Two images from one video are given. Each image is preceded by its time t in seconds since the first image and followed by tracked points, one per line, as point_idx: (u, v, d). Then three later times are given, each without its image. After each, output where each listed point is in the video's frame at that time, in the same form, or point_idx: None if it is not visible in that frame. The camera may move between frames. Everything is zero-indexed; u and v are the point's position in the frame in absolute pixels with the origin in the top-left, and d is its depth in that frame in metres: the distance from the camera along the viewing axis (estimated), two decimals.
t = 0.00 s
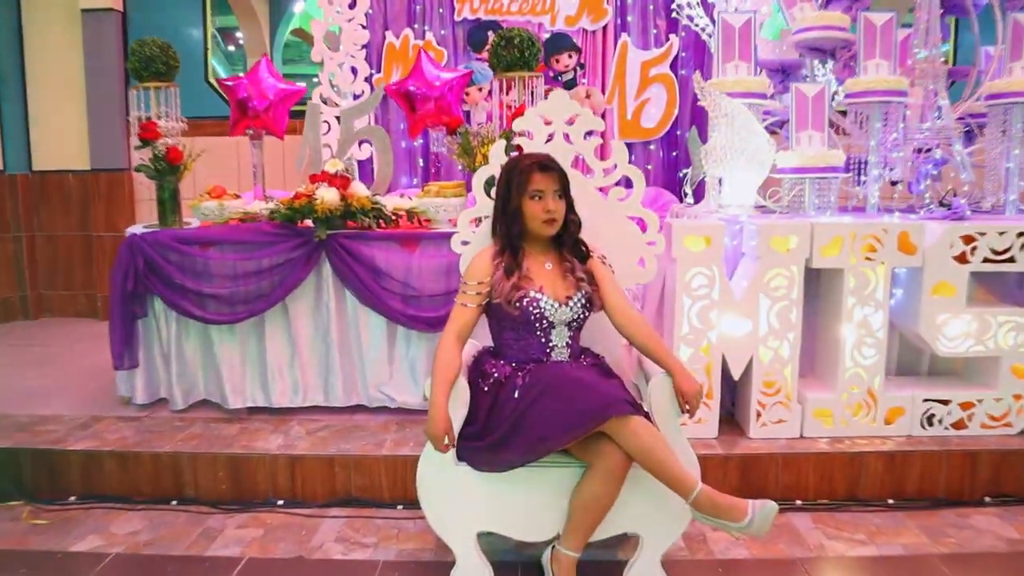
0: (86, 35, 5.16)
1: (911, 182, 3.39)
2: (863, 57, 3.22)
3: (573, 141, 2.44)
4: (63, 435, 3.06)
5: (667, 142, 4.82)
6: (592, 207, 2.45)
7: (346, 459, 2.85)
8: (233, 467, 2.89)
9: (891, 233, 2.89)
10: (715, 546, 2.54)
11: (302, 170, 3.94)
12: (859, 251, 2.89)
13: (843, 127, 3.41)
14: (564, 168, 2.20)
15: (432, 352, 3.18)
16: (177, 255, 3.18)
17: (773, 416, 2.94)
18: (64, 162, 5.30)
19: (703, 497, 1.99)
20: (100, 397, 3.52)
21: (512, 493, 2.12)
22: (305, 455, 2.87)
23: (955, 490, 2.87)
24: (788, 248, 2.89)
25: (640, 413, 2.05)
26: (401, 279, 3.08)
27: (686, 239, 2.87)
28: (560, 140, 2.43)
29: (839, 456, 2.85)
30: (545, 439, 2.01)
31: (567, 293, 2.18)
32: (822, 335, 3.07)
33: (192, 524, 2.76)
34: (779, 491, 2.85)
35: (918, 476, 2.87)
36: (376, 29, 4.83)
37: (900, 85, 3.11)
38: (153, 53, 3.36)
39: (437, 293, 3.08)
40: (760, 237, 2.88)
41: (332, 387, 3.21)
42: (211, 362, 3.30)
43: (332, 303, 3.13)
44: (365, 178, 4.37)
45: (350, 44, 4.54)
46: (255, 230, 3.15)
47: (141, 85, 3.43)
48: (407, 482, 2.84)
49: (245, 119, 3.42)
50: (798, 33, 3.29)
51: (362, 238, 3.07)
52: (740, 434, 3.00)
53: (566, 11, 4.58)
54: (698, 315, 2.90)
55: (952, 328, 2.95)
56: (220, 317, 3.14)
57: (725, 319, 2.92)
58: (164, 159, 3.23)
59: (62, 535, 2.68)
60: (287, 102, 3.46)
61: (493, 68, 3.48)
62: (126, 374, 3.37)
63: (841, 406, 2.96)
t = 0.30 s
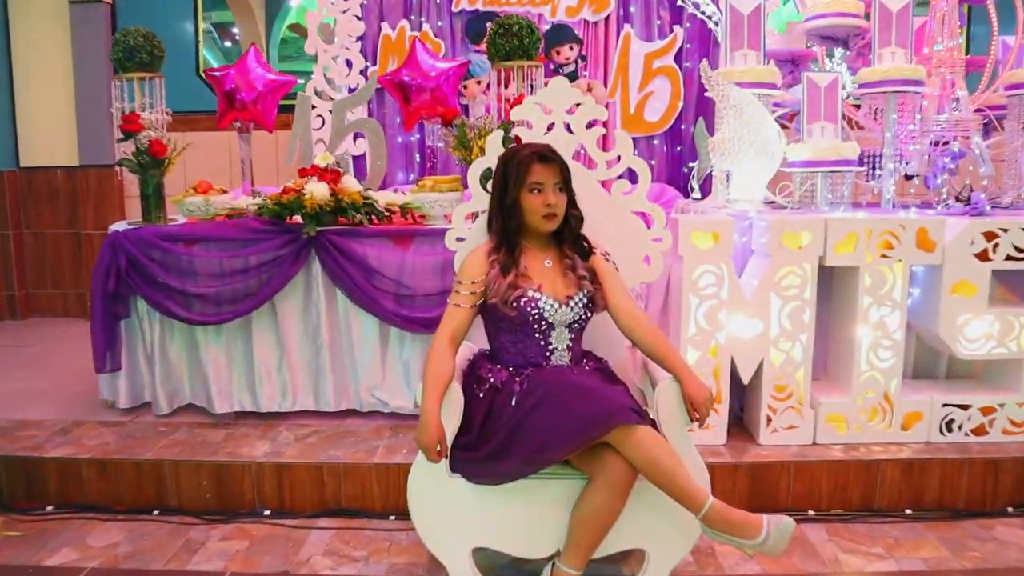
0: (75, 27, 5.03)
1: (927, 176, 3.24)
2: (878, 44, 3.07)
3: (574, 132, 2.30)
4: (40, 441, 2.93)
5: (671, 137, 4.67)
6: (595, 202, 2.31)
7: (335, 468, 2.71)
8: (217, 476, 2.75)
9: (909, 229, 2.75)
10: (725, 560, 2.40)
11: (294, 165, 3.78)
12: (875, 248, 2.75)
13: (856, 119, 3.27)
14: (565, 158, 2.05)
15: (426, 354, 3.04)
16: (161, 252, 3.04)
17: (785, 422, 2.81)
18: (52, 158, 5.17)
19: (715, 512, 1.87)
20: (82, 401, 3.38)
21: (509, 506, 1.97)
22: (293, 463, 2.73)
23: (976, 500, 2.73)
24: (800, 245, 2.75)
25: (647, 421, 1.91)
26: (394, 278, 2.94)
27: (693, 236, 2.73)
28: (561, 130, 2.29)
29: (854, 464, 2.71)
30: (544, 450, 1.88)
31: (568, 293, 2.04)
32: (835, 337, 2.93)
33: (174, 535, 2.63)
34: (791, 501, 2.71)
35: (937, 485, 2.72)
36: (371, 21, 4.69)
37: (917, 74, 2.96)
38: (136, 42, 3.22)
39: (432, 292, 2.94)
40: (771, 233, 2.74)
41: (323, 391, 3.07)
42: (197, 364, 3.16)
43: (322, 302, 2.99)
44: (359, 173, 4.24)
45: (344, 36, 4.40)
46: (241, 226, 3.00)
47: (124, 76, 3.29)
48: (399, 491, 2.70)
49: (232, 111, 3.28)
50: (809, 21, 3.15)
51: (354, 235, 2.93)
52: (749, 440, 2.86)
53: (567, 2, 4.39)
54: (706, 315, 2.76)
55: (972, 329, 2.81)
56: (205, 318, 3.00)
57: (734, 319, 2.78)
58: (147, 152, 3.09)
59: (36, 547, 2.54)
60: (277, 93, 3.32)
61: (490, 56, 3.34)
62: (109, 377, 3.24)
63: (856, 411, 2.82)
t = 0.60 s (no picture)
0: (64, 21, 4.92)
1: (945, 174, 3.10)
2: (894, 35, 2.93)
3: (576, 126, 2.16)
4: (18, 451, 2.80)
5: (675, 133, 4.53)
6: (598, 200, 2.17)
7: (325, 481, 2.58)
8: (202, 489, 2.62)
9: (928, 229, 2.61)
10: None
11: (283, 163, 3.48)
12: (893, 249, 2.61)
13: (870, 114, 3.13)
14: (567, 155, 1.91)
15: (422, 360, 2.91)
16: (144, 253, 2.90)
17: (798, 432, 2.68)
18: (39, 156, 5.05)
19: (729, 537, 1.73)
20: (65, 408, 3.25)
21: (507, 528, 1.80)
22: (281, 475, 2.60)
23: (998, 514, 2.60)
24: (814, 246, 2.61)
25: (655, 438, 1.78)
26: (388, 280, 2.81)
27: (702, 237, 2.59)
28: (563, 125, 2.15)
29: (871, 476, 2.57)
30: (546, 468, 1.75)
31: (570, 299, 1.90)
32: (849, 342, 2.80)
33: (155, 552, 2.49)
34: (805, 516, 2.58)
35: (958, 499, 2.59)
36: (366, 14, 4.53)
37: (935, 66, 2.82)
38: (119, 34, 3.10)
39: (427, 296, 2.80)
40: (783, 234, 2.60)
41: (313, 399, 2.94)
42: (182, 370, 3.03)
43: (312, 306, 2.85)
44: (354, 171, 4.10)
45: (338, 29, 4.26)
46: (227, 226, 2.87)
47: (106, 69, 3.15)
48: (394, 505, 2.57)
49: (219, 105, 3.14)
50: (824, 11, 2.99)
51: (345, 235, 2.80)
52: (760, 451, 2.73)
53: None
54: (715, 320, 2.63)
55: (994, 334, 2.67)
56: (190, 322, 2.87)
57: (745, 324, 2.64)
58: (128, 148, 2.96)
59: (10, 565, 2.41)
60: (265, 87, 3.18)
61: (488, 49, 3.21)
62: (92, 384, 3.11)
63: (872, 420, 2.69)
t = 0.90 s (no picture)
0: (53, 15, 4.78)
1: (967, 171, 2.96)
2: (915, 26, 2.78)
3: (582, 120, 2.02)
4: None
5: (681, 130, 4.39)
6: (606, 200, 2.03)
7: (316, 496, 2.44)
8: (186, 505, 2.48)
9: (954, 230, 2.46)
10: None
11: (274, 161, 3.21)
12: (917, 251, 2.46)
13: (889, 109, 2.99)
14: (573, 152, 1.77)
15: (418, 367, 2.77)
16: (127, 255, 2.76)
17: (815, 444, 2.54)
18: (28, 153, 4.90)
19: (749, 567, 1.59)
20: (47, 416, 3.11)
21: (509, 558, 1.64)
22: (270, 490, 2.46)
23: None
24: (832, 248, 2.47)
25: (669, 458, 1.64)
26: (383, 284, 2.67)
27: (714, 238, 2.45)
28: (568, 119, 2.01)
29: (893, 491, 2.43)
30: (551, 491, 1.61)
31: (577, 307, 1.76)
32: (868, 348, 2.66)
33: (136, 573, 2.36)
34: (823, 533, 2.44)
35: (985, 515, 2.45)
36: (363, 8, 4.39)
37: (959, 58, 2.67)
38: (103, 25, 2.95)
39: (424, 300, 2.66)
40: (801, 235, 2.45)
41: (305, 409, 2.80)
42: (168, 378, 2.89)
43: (303, 311, 2.71)
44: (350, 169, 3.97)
45: (334, 22, 4.12)
46: (214, 227, 2.73)
47: (89, 62, 3.01)
48: (388, 522, 2.43)
49: (207, 99, 3.00)
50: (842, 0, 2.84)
51: (337, 237, 2.66)
52: (775, 464, 2.59)
53: None
54: (728, 327, 2.48)
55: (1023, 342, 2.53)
56: (176, 328, 2.73)
57: (759, 331, 2.51)
58: (111, 146, 2.82)
59: None
60: (255, 81, 3.05)
61: (489, 41, 3.07)
62: (74, 392, 2.97)
63: (893, 432, 2.55)
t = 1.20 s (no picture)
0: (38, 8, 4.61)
1: (993, 171, 2.80)
2: (939, 17, 2.62)
3: (590, 116, 1.87)
4: None
5: (688, 128, 4.23)
6: (616, 202, 1.89)
7: (305, 516, 2.29)
8: (166, 526, 2.32)
9: (984, 233, 2.31)
10: None
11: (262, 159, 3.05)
12: (944, 256, 2.31)
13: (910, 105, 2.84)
14: (581, 150, 1.62)
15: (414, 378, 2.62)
16: (106, 260, 2.60)
17: (836, 460, 2.39)
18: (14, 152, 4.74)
19: None
20: (24, 428, 2.96)
21: None
22: (256, 510, 2.31)
23: None
24: (854, 252, 2.32)
25: (689, 488, 1.49)
26: (377, 291, 2.52)
27: (729, 242, 2.30)
28: (575, 115, 1.86)
29: (921, 512, 2.28)
30: (559, 524, 1.46)
31: (585, 319, 1.61)
32: (891, 359, 2.51)
33: None
34: (846, 557, 2.28)
35: (1018, 537, 2.30)
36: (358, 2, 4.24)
37: (988, 50, 2.52)
38: (82, 15, 2.79)
39: (421, 308, 2.51)
40: (821, 238, 2.30)
41: (295, 422, 2.65)
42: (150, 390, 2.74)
43: (292, 319, 2.56)
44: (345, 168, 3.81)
45: (328, 16, 3.97)
46: (197, 230, 2.58)
47: (68, 56, 2.85)
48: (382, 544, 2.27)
49: (192, 95, 2.84)
50: None
51: (328, 240, 2.50)
52: (793, 482, 2.44)
53: None
54: (744, 336, 2.33)
55: None
56: (158, 337, 2.58)
57: (777, 341, 2.36)
58: (90, 142, 2.66)
59: None
60: (242, 76, 2.90)
61: (489, 33, 2.92)
62: (52, 404, 2.81)
63: (919, 448, 2.40)
